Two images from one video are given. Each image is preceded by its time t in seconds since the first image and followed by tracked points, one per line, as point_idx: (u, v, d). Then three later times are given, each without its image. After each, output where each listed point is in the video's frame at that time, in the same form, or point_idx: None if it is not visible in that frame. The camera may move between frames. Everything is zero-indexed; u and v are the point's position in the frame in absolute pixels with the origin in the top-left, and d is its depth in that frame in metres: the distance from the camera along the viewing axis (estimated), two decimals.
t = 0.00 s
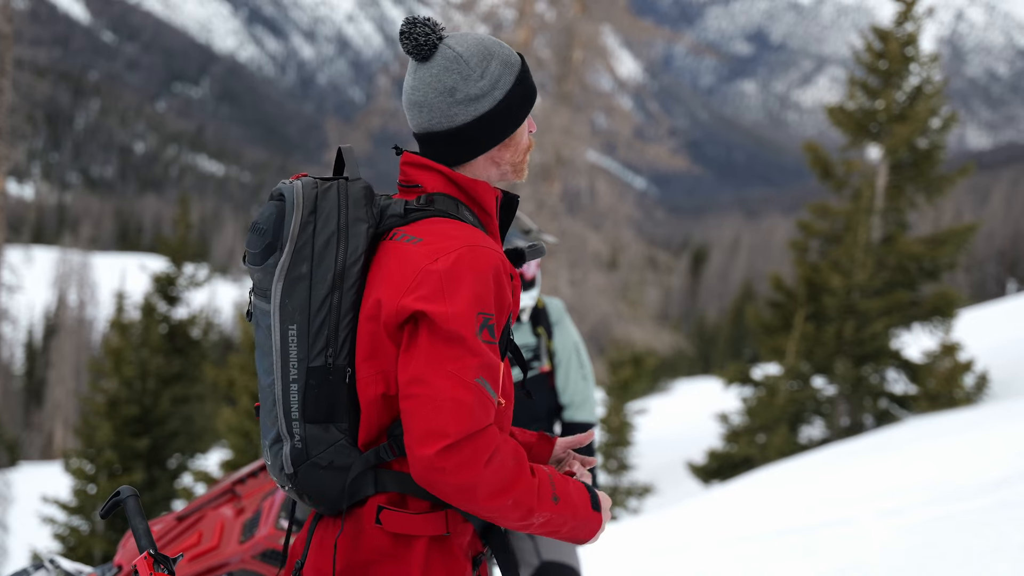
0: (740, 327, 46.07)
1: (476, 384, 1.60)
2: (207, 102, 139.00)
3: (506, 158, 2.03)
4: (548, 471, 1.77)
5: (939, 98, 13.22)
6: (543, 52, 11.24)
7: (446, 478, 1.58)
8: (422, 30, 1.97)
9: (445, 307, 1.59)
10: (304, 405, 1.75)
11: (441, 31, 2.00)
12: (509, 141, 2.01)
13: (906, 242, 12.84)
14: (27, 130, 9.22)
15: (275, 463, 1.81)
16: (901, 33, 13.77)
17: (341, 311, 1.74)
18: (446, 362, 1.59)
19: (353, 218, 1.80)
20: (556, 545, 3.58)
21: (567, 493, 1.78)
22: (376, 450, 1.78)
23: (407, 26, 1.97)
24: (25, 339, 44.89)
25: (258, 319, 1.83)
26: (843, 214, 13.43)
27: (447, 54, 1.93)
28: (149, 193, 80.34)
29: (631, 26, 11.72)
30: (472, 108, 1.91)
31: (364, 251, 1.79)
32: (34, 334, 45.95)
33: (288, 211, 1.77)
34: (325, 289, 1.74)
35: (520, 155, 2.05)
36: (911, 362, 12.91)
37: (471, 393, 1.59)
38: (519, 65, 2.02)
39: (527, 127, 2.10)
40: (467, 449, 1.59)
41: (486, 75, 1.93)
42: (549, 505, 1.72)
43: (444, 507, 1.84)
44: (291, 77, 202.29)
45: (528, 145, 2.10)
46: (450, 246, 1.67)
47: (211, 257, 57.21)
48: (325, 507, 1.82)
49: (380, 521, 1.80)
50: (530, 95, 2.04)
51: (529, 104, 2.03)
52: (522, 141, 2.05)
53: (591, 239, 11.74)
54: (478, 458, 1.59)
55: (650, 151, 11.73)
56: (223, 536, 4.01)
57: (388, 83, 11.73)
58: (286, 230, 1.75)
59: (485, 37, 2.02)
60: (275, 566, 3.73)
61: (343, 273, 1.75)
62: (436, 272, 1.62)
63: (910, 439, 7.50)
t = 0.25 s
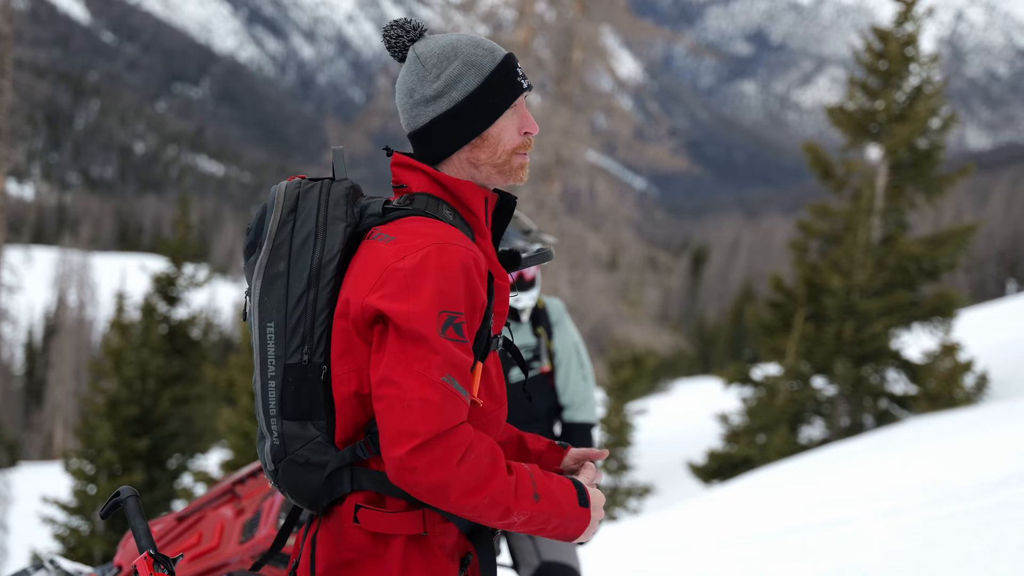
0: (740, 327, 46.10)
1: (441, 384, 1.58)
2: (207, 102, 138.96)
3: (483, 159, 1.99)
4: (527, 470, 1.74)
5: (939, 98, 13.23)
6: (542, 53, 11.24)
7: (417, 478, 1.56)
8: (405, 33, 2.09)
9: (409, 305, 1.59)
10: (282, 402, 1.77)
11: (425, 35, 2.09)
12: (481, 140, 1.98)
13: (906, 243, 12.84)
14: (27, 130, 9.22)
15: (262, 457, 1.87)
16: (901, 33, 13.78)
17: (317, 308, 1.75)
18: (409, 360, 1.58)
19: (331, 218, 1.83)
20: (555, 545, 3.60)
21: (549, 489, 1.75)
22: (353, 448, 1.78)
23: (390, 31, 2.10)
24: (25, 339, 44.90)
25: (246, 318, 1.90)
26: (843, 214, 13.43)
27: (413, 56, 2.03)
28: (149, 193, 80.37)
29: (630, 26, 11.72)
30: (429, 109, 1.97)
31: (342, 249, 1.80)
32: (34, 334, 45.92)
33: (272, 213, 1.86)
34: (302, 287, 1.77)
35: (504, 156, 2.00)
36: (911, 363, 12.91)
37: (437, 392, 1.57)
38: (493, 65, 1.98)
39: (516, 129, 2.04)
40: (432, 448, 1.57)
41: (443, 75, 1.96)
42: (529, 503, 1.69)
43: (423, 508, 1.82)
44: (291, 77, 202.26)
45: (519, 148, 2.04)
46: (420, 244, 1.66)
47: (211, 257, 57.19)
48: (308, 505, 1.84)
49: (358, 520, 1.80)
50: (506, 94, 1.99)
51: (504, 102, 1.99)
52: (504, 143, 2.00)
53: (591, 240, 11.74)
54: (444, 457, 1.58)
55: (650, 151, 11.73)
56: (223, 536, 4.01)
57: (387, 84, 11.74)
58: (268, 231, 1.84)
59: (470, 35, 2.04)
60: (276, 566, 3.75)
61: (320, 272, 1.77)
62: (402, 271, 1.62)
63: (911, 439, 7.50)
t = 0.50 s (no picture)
0: (740, 326, 46.10)
1: (405, 383, 1.58)
2: (207, 102, 138.98)
3: (474, 159, 1.99)
4: (495, 472, 1.74)
5: (939, 98, 13.24)
6: (542, 53, 11.24)
7: (376, 477, 1.57)
8: (402, 31, 2.09)
9: (374, 306, 1.59)
10: (267, 399, 1.80)
11: (422, 34, 2.10)
12: (471, 139, 1.98)
13: (906, 242, 12.84)
14: (27, 130, 9.21)
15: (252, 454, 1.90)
16: (901, 33, 13.78)
17: (301, 305, 1.78)
18: (374, 358, 1.59)
19: (318, 218, 1.86)
20: (555, 544, 3.60)
21: (513, 496, 1.74)
22: (331, 447, 1.78)
23: (385, 29, 2.11)
24: (25, 339, 44.89)
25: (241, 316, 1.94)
26: (844, 214, 13.43)
27: (406, 57, 2.03)
28: (149, 194, 80.39)
29: (630, 26, 11.72)
30: (422, 108, 1.98)
31: (327, 248, 1.83)
32: (33, 334, 45.92)
33: (262, 212, 1.91)
34: (286, 284, 1.79)
35: (497, 157, 1.99)
36: (911, 363, 12.91)
37: (401, 392, 1.58)
38: (485, 66, 1.98)
39: (508, 130, 2.03)
40: (395, 447, 1.58)
41: (434, 75, 1.97)
42: (491, 507, 1.69)
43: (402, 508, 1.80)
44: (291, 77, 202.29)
45: (512, 149, 2.03)
46: (393, 244, 1.67)
47: (211, 257, 57.19)
48: (294, 503, 1.86)
49: (341, 520, 1.81)
50: (498, 94, 1.99)
51: (495, 102, 1.98)
52: (496, 143, 1.99)
53: (591, 240, 11.75)
54: (409, 456, 1.58)
55: (650, 151, 11.72)
56: (223, 536, 4.00)
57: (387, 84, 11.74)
58: (257, 230, 1.87)
59: (463, 35, 2.05)
60: (277, 567, 3.75)
61: (304, 270, 1.79)
62: (371, 270, 1.63)
63: (910, 438, 7.50)
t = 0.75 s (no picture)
0: (740, 327, 46.08)
1: (384, 379, 1.58)
2: (207, 102, 138.98)
3: (474, 160, 1.99)
4: (477, 473, 1.73)
5: (939, 98, 13.24)
6: (542, 53, 11.24)
7: (351, 471, 1.58)
8: (403, 31, 2.09)
9: (355, 302, 1.59)
10: (259, 394, 1.81)
11: (424, 34, 2.10)
12: (471, 140, 1.98)
13: (906, 243, 12.84)
14: (27, 131, 9.22)
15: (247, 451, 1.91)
16: (901, 33, 13.78)
17: (291, 302, 1.78)
18: (354, 355, 1.59)
19: (311, 215, 1.86)
20: (555, 545, 3.61)
21: (495, 500, 1.73)
22: (320, 444, 1.78)
23: (386, 28, 2.11)
24: (25, 339, 44.90)
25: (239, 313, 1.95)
26: (843, 214, 13.43)
27: (407, 56, 2.03)
28: (149, 194, 80.43)
29: (630, 26, 11.72)
30: (422, 107, 1.98)
31: (319, 246, 1.83)
32: (33, 335, 45.95)
33: (259, 209, 1.92)
34: (278, 280, 1.80)
35: (496, 157, 1.99)
36: (911, 363, 12.92)
37: (381, 389, 1.58)
38: (486, 66, 1.98)
39: (507, 130, 2.03)
40: (374, 444, 1.58)
41: (434, 74, 1.97)
42: (472, 509, 1.68)
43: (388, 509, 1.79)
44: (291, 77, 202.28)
45: (512, 150, 2.03)
46: (379, 241, 1.67)
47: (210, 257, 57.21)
48: (285, 500, 1.86)
49: (329, 518, 1.81)
50: (499, 93, 1.99)
51: (495, 103, 1.98)
52: (496, 144, 1.99)
53: (591, 240, 11.77)
54: (387, 455, 1.58)
55: (650, 151, 11.72)
56: (223, 536, 4.00)
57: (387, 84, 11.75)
58: (253, 225, 1.88)
59: (462, 35, 2.04)
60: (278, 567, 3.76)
61: (295, 267, 1.80)
62: (356, 266, 1.63)
63: (910, 439, 7.50)
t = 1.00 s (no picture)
0: (740, 327, 46.09)
1: (387, 381, 1.58)
2: (207, 103, 139.01)
3: (476, 161, 1.99)
4: (479, 476, 1.72)
5: (939, 99, 13.25)
6: (542, 53, 11.25)
7: (353, 473, 1.58)
8: (406, 31, 2.09)
9: (358, 303, 1.60)
10: (260, 396, 1.81)
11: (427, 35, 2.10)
12: (473, 142, 1.98)
13: (906, 243, 12.85)
14: (27, 131, 9.22)
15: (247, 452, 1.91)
16: (900, 34, 13.79)
17: (292, 303, 1.78)
18: (357, 357, 1.59)
19: (312, 215, 1.86)
20: (555, 545, 3.61)
21: (496, 502, 1.73)
22: (321, 446, 1.78)
23: (389, 28, 2.11)
24: (25, 340, 44.89)
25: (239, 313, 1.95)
26: (843, 214, 13.43)
27: (410, 56, 2.03)
28: (149, 195, 80.46)
29: (630, 26, 11.72)
30: (425, 108, 1.97)
31: (320, 247, 1.83)
32: (33, 335, 45.94)
33: (259, 209, 1.92)
34: (279, 282, 1.80)
35: (499, 160, 1.99)
36: (911, 363, 12.92)
37: (383, 390, 1.58)
38: (490, 67, 1.98)
39: (510, 133, 2.03)
40: (375, 446, 1.58)
41: (438, 75, 1.96)
42: (474, 512, 1.67)
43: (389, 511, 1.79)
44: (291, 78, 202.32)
45: (515, 153, 2.03)
46: (382, 242, 1.67)
47: (210, 258, 57.22)
48: (285, 501, 1.86)
49: (330, 518, 1.81)
50: (503, 95, 1.99)
51: (499, 104, 1.98)
52: (499, 146, 1.99)
53: (591, 240, 11.78)
54: (389, 456, 1.58)
55: (650, 151, 11.72)
56: (223, 537, 4.00)
57: (387, 85, 11.77)
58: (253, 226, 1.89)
59: (465, 36, 2.04)
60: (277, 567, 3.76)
61: (296, 267, 1.80)
62: (358, 268, 1.63)
63: (910, 439, 7.51)
